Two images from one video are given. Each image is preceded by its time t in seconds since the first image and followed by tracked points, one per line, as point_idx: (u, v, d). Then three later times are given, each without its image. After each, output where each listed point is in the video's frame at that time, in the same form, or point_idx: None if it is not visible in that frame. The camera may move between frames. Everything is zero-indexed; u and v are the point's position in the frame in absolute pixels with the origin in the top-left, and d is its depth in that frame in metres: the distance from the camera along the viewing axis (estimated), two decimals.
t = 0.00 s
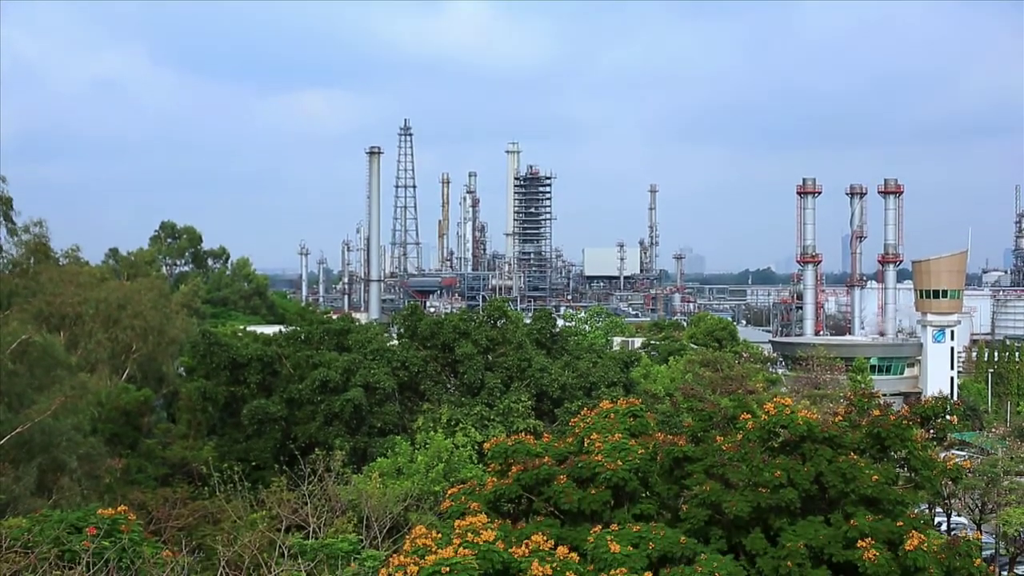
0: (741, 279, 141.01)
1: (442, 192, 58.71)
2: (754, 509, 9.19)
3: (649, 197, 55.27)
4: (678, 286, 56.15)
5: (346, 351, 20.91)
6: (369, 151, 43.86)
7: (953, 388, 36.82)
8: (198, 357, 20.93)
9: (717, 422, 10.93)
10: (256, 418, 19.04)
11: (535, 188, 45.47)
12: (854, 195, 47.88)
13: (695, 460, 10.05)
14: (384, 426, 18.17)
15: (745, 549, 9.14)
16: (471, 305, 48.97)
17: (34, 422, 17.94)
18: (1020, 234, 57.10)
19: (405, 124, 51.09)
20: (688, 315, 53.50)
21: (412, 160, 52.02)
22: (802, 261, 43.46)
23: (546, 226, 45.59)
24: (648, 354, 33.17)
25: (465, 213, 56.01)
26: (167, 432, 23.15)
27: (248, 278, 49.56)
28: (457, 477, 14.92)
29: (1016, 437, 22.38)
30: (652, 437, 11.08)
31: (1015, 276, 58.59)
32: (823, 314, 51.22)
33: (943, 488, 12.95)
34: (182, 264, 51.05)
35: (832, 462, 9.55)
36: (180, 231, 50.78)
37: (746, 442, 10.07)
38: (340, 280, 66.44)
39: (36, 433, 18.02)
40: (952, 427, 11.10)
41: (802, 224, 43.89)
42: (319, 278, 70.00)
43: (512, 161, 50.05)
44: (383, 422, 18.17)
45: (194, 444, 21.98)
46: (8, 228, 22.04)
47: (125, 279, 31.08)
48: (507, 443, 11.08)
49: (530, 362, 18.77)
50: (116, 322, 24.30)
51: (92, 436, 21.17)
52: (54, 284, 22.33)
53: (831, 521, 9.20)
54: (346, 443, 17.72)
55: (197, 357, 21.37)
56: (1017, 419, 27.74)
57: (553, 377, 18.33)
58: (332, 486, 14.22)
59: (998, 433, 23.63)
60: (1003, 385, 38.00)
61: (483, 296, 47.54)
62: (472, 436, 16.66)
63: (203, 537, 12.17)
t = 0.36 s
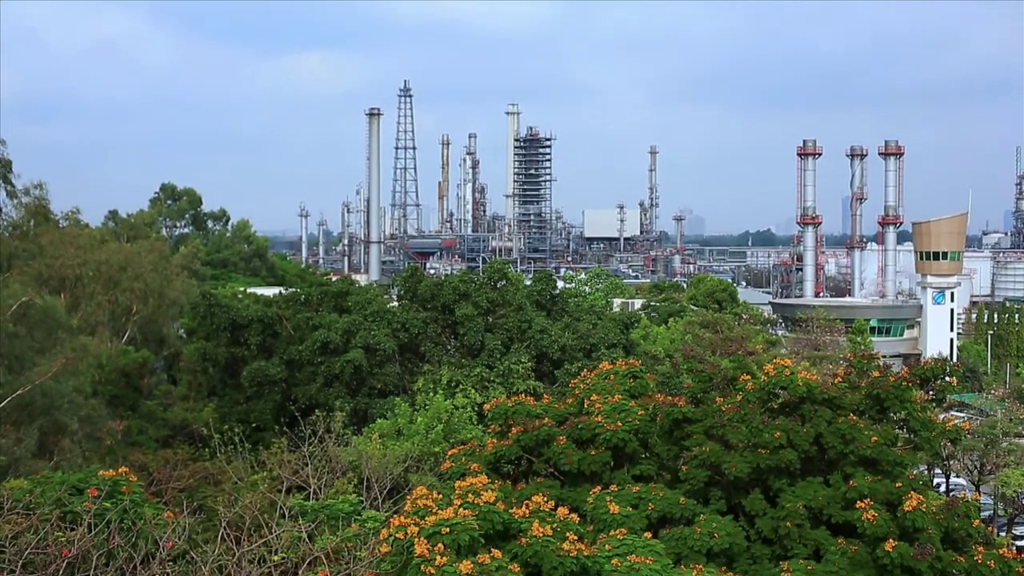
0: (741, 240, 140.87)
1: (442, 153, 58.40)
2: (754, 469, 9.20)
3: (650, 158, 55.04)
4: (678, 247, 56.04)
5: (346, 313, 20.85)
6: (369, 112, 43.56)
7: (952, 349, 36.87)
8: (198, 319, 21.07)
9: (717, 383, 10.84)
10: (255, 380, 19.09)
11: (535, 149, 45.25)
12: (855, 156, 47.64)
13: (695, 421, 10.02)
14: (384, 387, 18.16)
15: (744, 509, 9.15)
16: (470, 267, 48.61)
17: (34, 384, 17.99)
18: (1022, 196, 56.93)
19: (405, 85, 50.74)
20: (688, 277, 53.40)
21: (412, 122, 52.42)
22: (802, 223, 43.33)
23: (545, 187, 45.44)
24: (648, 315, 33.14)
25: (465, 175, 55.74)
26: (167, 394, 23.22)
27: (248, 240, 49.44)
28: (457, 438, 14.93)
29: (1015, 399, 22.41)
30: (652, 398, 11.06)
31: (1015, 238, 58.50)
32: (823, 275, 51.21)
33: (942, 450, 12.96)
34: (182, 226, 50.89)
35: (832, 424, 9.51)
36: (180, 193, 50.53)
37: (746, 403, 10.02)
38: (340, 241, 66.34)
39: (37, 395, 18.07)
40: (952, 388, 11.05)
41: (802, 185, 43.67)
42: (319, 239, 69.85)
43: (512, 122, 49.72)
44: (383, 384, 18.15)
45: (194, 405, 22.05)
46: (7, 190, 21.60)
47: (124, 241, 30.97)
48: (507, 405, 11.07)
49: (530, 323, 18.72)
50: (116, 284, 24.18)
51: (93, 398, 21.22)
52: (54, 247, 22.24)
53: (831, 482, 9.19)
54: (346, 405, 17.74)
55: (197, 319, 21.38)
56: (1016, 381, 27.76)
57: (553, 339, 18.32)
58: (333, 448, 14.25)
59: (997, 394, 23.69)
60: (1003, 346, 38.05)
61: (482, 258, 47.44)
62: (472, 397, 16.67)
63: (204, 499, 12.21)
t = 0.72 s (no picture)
0: (742, 198, 140.43)
1: (443, 110, 57.98)
2: (753, 426, 9.23)
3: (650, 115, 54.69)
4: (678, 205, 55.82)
5: (346, 271, 20.80)
6: (369, 69, 43.19)
7: (952, 307, 36.99)
8: (198, 276, 20.95)
9: (717, 340, 10.74)
10: (255, 338, 19.06)
11: (535, 106, 44.99)
12: (856, 113, 47.32)
13: (695, 378, 9.99)
14: (384, 344, 18.14)
15: (744, 466, 9.17)
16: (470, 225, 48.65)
17: (35, 342, 18.09)
18: None
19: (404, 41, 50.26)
20: (688, 234, 53.22)
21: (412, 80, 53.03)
22: (802, 180, 43.14)
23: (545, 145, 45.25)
24: (648, 272, 33.07)
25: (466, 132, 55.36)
26: (168, 351, 23.26)
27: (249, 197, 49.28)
28: (457, 395, 14.97)
29: (1015, 357, 22.44)
30: (652, 355, 11.04)
31: (1017, 196, 58.33)
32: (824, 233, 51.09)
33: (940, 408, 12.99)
34: (183, 184, 50.71)
35: (832, 380, 9.49)
36: (180, 150, 50.43)
37: (745, 360, 9.97)
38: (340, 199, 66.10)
39: (38, 353, 18.11)
40: (952, 346, 11.00)
41: (803, 143, 43.42)
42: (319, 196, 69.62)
43: (512, 79, 49.31)
44: (383, 340, 18.12)
45: (194, 363, 22.12)
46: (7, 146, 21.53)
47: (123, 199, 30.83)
48: (507, 362, 11.03)
49: (531, 281, 18.67)
50: (117, 242, 24.16)
51: (94, 356, 21.25)
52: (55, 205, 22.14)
53: (830, 439, 9.21)
54: (347, 362, 17.75)
55: (198, 276, 21.37)
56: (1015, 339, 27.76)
57: (554, 297, 18.30)
58: (333, 405, 14.29)
59: (997, 351, 23.76)
60: (1003, 304, 38.03)
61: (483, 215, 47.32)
62: (472, 354, 16.68)
63: (204, 456, 12.26)
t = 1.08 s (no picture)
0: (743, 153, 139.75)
1: (443, 64, 57.42)
2: (753, 381, 9.24)
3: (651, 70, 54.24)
4: (678, 160, 55.56)
5: (345, 226, 20.72)
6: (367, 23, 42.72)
7: (952, 263, 36.97)
8: (200, 231, 21.01)
9: (717, 296, 10.66)
10: (254, 294, 19.04)
11: (535, 61, 44.63)
12: (858, 67, 46.91)
13: (695, 333, 9.96)
14: (384, 300, 18.10)
15: (744, 421, 9.19)
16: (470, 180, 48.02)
17: (35, 299, 17.99)
18: None
19: None
20: (688, 188, 52.85)
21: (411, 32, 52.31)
22: (802, 135, 42.78)
23: (545, 100, 45.09)
24: (647, 228, 32.97)
25: (466, 87, 54.84)
26: (168, 307, 23.29)
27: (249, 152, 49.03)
28: (457, 350, 14.99)
29: (1014, 312, 22.43)
30: (652, 310, 11.00)
31: (1018, 151, 58.06)
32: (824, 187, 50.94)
33: (940, 363, 13.00)
34: (182, 139, 50.44)
35: (831, 335, 9.47)
36: (179, 106, 49.97)
37: (745, 316, 9.92)
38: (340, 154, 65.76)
39: (39, 310, 18.05)
40: (952, 302, 10.96)
41: (803, 97, 43.11)
42: (319, 151, 69.24)
43: (512, 34, 48.84)
44: (383, 296, 18.09)
45: (193, 319, 22.14)
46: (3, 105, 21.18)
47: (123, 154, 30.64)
48: (506, 317, 10.99)
49: (531, 236, 18.58)
50: (118, 198, 24.16)
51: (95, 312, 21.23)
52: (54, 159, 22.04)
53: (830, 394, 9.21)
54: (347, 317, 17.73)
55: (198, 230, 21.33)
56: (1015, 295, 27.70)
57: (554, 252, 18.24)
58: (334, 360, 14.31)
59: (996, 307, 23.77)
60: (1002, 259, 37.96)
61: (483, 170, 46.96)
62: (473, 309, 16.66)
63: (205, 412, 12.29)
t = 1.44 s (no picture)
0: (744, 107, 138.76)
1: (443, 17, 56.82)
2: (753, 335, 9.24)
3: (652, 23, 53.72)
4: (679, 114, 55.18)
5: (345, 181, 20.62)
6: None
7: (952, 219, 36.78)
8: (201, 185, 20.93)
9: (718, 250, 10.59)
10: (255, 247, 19.09)
11: (535, 15, 44.12)
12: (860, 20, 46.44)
13: (695, 288, 9.92)
14: (385, 255, 18.01)
15: (744, 375, 9.20)
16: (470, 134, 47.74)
17: (35, 255, 17.96)
18: None
19: None
20: (688, 143, 52.18)
21: None
22: (803, 90, 42.47)
23: (545, 55, 44.67)
24: (648, 182, 32.82)
25: (466, 41, 54.32)
26: (168, 262, 23.26)
27: (248, 107, 48.74)
28: (457, 305, 14.99)
29: (1013, 268, 22.41)
30: (652, 265, 10.96)
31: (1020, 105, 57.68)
32: (824, 142, 50.68)
33: (939, 317, 12.99)
34: (181, 94, 50.17)
35: (831, 290, 9.46)
36: (178, 60, 49.62)
37: (745, 271, 9.90)
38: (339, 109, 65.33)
39: (39, 266, 18.02)
40: (953, 257, 10.91)
41: (804, 51, 42.78)
42: (318, 106, 68.78)
43: None
44: (383, 251, 18.00)
45: (193, 274, 22.11)
46: None
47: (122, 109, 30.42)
48: (506, 271, 10.94)
49: (531, 191, 18.48)
50: (118, 153, 24.04)
51: (95, 267, 21.19)
52: (53, 114, 21.89)
53: (830, 348, 9.21)
54: (347, 272, 17.70)
55: (198, 185, 21.25)
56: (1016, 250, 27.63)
57: (554, 207, 18.13)
58: (334, 315, 14.32)
59: (996, 262, 23.72)
60: (1003, 214, 37.85)
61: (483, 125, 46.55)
62: (473, 263, 16.63)
63: (207, 367, 12.30)
